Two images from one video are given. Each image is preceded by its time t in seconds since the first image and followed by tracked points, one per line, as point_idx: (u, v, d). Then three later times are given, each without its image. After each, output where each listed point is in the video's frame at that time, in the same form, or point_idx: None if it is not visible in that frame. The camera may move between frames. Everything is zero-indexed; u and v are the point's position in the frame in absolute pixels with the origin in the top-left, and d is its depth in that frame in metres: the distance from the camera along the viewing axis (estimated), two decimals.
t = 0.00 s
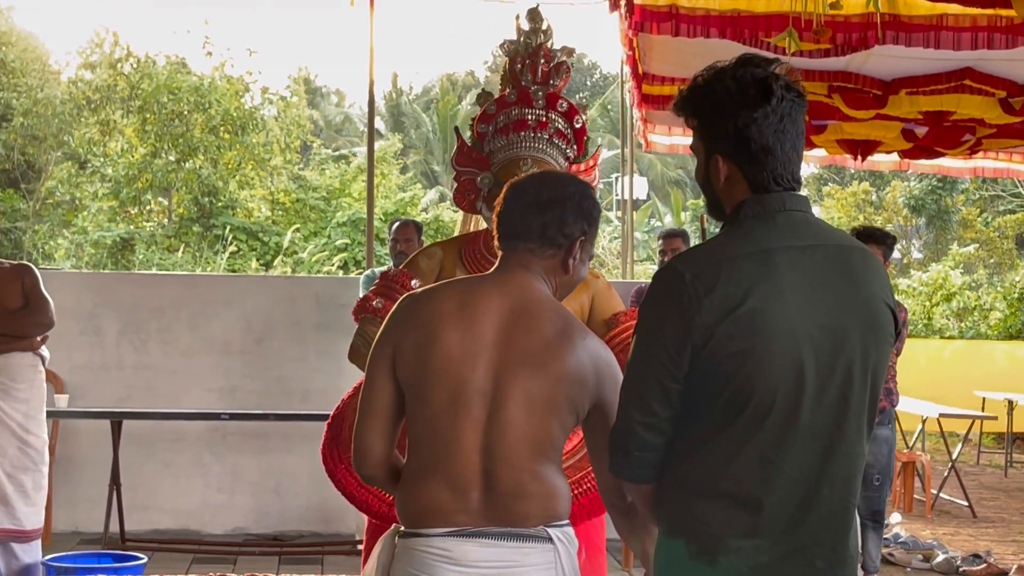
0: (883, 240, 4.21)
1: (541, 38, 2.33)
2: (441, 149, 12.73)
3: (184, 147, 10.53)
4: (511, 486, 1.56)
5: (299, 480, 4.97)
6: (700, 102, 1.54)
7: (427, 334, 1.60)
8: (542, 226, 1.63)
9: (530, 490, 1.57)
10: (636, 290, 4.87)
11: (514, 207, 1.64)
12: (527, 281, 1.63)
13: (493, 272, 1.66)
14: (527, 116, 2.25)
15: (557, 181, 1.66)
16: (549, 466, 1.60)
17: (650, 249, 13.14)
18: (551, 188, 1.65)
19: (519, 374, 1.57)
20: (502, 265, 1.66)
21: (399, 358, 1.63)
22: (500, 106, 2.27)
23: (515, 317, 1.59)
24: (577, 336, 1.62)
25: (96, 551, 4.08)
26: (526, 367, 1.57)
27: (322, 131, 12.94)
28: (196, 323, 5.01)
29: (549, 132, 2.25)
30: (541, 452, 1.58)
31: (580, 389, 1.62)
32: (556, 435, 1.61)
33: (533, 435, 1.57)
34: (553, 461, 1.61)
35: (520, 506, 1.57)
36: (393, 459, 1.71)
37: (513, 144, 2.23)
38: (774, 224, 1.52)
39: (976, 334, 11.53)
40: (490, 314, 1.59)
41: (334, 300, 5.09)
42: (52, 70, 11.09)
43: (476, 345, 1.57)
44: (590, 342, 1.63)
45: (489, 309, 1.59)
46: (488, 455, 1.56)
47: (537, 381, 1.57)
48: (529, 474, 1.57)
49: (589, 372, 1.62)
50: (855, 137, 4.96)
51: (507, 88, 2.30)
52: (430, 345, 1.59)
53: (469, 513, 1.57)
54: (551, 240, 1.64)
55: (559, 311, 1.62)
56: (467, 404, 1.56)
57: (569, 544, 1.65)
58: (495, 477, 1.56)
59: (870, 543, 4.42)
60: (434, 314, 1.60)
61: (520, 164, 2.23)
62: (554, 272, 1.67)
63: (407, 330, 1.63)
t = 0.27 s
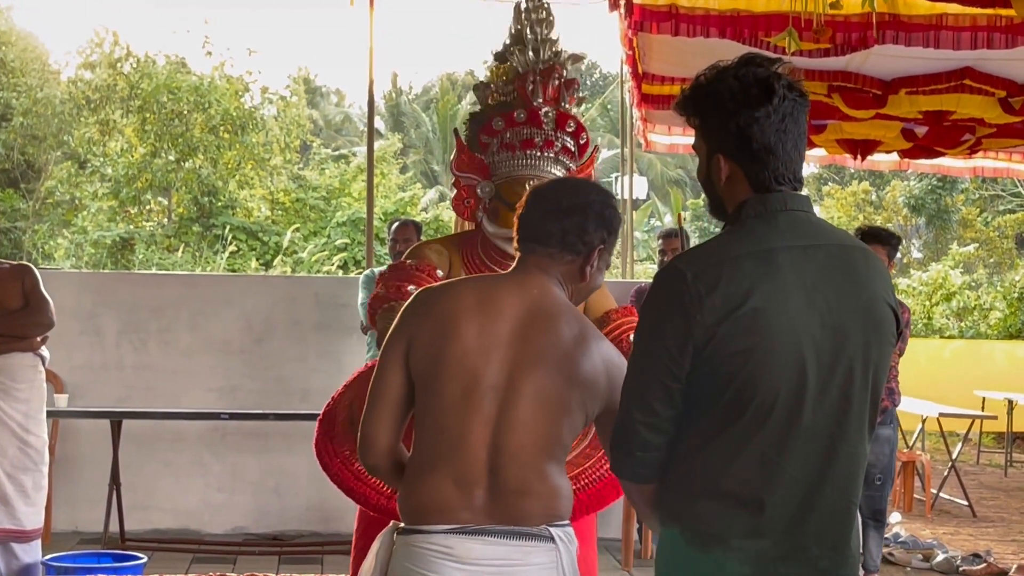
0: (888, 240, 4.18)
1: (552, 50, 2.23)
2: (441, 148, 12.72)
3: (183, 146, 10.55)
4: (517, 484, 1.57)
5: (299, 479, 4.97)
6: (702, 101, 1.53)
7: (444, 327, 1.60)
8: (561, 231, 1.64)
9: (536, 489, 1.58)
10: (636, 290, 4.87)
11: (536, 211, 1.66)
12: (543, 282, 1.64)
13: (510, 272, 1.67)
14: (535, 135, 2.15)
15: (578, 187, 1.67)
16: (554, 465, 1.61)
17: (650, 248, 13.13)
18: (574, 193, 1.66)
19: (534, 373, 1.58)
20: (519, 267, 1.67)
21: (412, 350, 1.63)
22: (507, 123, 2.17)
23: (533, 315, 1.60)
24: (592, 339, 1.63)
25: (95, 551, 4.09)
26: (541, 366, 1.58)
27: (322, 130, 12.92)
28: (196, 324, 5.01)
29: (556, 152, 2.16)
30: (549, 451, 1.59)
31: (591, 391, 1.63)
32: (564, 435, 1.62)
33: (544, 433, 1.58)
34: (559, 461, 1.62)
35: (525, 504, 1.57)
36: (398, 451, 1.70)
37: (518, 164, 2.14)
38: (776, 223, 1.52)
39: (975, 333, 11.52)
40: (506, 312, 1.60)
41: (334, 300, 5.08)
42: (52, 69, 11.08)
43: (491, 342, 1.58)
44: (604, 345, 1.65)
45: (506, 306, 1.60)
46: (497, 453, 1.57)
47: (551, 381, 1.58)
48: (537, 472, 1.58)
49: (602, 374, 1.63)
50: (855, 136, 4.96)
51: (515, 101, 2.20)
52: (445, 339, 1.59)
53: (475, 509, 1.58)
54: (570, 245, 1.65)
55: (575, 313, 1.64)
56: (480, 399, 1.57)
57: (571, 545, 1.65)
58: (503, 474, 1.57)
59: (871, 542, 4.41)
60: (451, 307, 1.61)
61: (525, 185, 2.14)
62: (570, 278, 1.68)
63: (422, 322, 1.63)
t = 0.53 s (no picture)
0: (891, 241, 4.17)
1: (565, 61, 2.21)
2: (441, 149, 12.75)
3: (185, 147, 10.67)
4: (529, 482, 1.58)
5: (299, 479, 4.98)
6: (703, 102, 1.54)
7: (458, 326, 1.61)
8: (579, 232, 1.65)
9: (545, 490, 1.59)
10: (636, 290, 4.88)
11: (554, 213, 1.67)
12: (558, 283, 1.65)
13: (525, 272, 1.68)
14: (538, 153, 2.19)
15: (596, 191, 1.69)
16: (564, 466, 1.63)
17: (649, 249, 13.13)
18: (596, 194, 1.68)
19: (548, 373, 1.59)
20: (534, 267, 1.68)
21: (426, 347, 1.65)
22: (516, 138, 2.19)
23: (547, 316, 1.61)
24: (606, 342, 1.63)
25: (95, 550, 4.09)
26: (554, 367, 1.59)
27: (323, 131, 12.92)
28: (195, 323, 5.02)
29: (554, 167, 2.22)
30: (559, 452, 1.61)
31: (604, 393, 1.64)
32: (576, 435, 1.63)
33: (555, 433, 1.60)
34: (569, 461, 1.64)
35: (534, 504, 1.59)
36: (410, 449, 1.72)
37: (521, 181, 2.19)
38: (776, 224, 1.52)
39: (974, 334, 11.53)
40: (520, 312, 1.61)
41: (335, 299, 5.09)
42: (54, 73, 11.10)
43: (505, 342, 1.59)
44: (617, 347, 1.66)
45: (520, 307, 1.61)
46: (508, 452, 1.58)
47: (564, 381, 1.59)
48: (549, 472, 1.60)
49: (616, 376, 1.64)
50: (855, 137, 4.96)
51: (522, 112, 2.21)
52: (460, 337, 1.61)
53: (485, 509, 1.59)
54: (586, 248, 1.66)
55: (590, 315, 1.64)
56: (493, 399, 1.58)
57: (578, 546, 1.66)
58: (513, 474, 1.58)
59: (871, 541, 4.41)
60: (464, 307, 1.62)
61: (526, 205, 2.20)
62: (585, 281, 1.69)
63: (436, 321, 1.64)
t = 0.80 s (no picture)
0: (892, 244, 4.23)
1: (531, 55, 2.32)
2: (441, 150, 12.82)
3: (189, 149, 10.61)
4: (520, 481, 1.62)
5: (302, 477, 5.03)
6: (703, 104, 1.60)
7: (451, 329, 1.67)
8: (575, 229, 1.67)
9: (536, 488, 1.63)
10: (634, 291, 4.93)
11: (552, 210, 1.69)
12: (553, 282, 1.68)
13: (522, 272, 1.71)
14: (514, 143, 2.29)
15: (596, 189, 1.71)
16: (557, 464, 1.66)
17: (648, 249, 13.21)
18: (593, 191, 1.70)
19: (533, 373, 1.62)
20: (531, 265, 1.71)
21: (423, 353, 1.71)
22: (495, 128, 2.27)
23: (533, 315, 1.64)
24: (596, 338, 1.65)
25: (100, 548, 4.16)
26: (540, 366, 1.62)
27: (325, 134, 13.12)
28: (200, 323, 5.07)
29: (525, 156, 2.33)
30: (549, 450, 1.64)
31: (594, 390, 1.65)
32: (568, 432, 1.66)
33: (542, 431, 1.63)
34: (562, 458, 1.67)
35: (525, 502, 1.63)
36: (412, 450, 1.79)
37: (498, 171, 2.28)
38: (769, 225, 1.57)
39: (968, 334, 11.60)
40: (511, 312, 1.64)
41: (337, 299, 5.15)
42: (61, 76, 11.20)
43: (493, 343, 1.64)
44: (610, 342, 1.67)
45: (510, 307, 1.65)
46: (498, 451, 1.63)
47: (550, 379, 1.62)
48: (537, 469, 1.63)
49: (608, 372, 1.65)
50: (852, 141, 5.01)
51: (495, 104, 2.29)
52: (452, 341, 1.66)
53: (479, 506, 1.64)
54: (582, 244, 1.68)
55: (580, 312, 1.66)
56: (482, 399, 1.63)
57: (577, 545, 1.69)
58: (504, 472, 1.63)
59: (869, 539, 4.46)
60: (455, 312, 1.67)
61: (503, 193, 2.30)
62: (583, 277, 1.71)
63: (432, 326, 1.70)
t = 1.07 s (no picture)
0: (892, 247, 4.26)
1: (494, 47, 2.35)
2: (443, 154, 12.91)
3: (193, 152, 10.67)
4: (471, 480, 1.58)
5: (304, 477, 5.08)
6: (705, 110, 1.65)
7: (425, 324, 1.66)
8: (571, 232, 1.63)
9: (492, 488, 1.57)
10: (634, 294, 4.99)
11: (551, 213, 1.66)
12: (537, 283, 1.62)
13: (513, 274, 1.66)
14: (492, 130, 2.29)
15: (600, 196, 1.66)
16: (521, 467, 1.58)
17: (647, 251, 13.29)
18: (598, 197, 1.66)
19: (484, 370, 1.56)
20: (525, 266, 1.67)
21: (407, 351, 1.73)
22: (468, 118, 2.28)
23: (497, 312, 1.59)
24: (550, 337, 1.55)
25: (104, 547, 4.22)
26: (489, 362, 1.56)
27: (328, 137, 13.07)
28: (204, 324, 5.13)
29: (505, 145, 2.33)
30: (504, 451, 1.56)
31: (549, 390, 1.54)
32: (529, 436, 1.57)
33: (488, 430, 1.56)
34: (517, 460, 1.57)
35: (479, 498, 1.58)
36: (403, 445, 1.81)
37: (479, 160, 2.28)
38: (764, 228, 1.62)
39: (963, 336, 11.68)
40: (478, 309, 1.61)
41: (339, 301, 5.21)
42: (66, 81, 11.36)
43: (457, 338, 1.61)
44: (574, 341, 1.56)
45: (480, 304, 1.62)
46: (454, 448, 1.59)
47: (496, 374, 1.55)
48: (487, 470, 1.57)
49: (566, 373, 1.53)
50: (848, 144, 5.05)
51: (465, 96, 2.30)
52: (424, 335, 1.66)
53: (440, 498, 1.61)
54: (581, 248, 1.63)
55: (545, 311, 1.57)
56: (441, 392, 1.61)
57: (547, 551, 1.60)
58: (458, 467, 1.59)
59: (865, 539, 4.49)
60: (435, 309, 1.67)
61: (490, 179, 2.28)
62: (579, 282, 1.64)
63: (416, 321, 1.71)
